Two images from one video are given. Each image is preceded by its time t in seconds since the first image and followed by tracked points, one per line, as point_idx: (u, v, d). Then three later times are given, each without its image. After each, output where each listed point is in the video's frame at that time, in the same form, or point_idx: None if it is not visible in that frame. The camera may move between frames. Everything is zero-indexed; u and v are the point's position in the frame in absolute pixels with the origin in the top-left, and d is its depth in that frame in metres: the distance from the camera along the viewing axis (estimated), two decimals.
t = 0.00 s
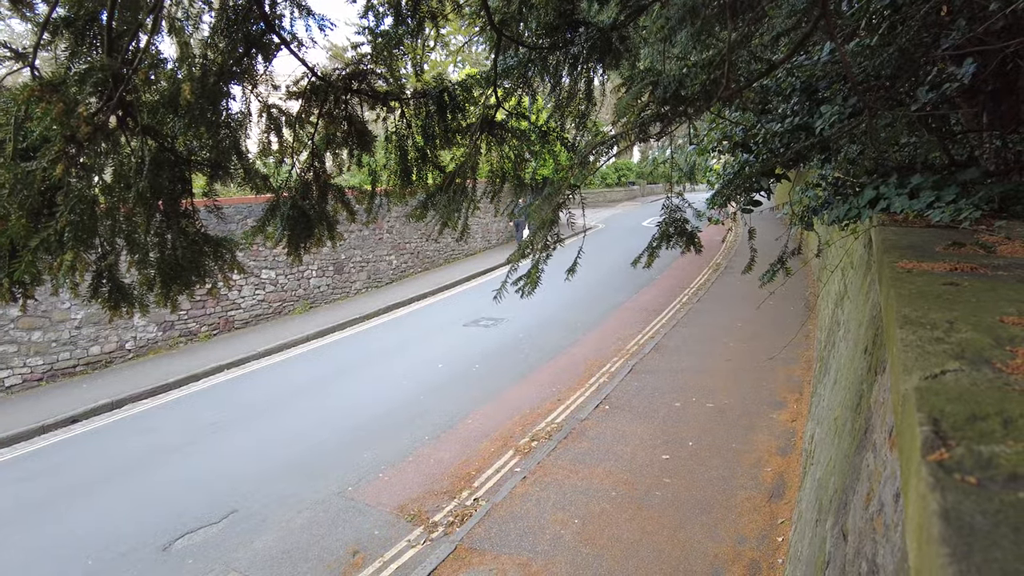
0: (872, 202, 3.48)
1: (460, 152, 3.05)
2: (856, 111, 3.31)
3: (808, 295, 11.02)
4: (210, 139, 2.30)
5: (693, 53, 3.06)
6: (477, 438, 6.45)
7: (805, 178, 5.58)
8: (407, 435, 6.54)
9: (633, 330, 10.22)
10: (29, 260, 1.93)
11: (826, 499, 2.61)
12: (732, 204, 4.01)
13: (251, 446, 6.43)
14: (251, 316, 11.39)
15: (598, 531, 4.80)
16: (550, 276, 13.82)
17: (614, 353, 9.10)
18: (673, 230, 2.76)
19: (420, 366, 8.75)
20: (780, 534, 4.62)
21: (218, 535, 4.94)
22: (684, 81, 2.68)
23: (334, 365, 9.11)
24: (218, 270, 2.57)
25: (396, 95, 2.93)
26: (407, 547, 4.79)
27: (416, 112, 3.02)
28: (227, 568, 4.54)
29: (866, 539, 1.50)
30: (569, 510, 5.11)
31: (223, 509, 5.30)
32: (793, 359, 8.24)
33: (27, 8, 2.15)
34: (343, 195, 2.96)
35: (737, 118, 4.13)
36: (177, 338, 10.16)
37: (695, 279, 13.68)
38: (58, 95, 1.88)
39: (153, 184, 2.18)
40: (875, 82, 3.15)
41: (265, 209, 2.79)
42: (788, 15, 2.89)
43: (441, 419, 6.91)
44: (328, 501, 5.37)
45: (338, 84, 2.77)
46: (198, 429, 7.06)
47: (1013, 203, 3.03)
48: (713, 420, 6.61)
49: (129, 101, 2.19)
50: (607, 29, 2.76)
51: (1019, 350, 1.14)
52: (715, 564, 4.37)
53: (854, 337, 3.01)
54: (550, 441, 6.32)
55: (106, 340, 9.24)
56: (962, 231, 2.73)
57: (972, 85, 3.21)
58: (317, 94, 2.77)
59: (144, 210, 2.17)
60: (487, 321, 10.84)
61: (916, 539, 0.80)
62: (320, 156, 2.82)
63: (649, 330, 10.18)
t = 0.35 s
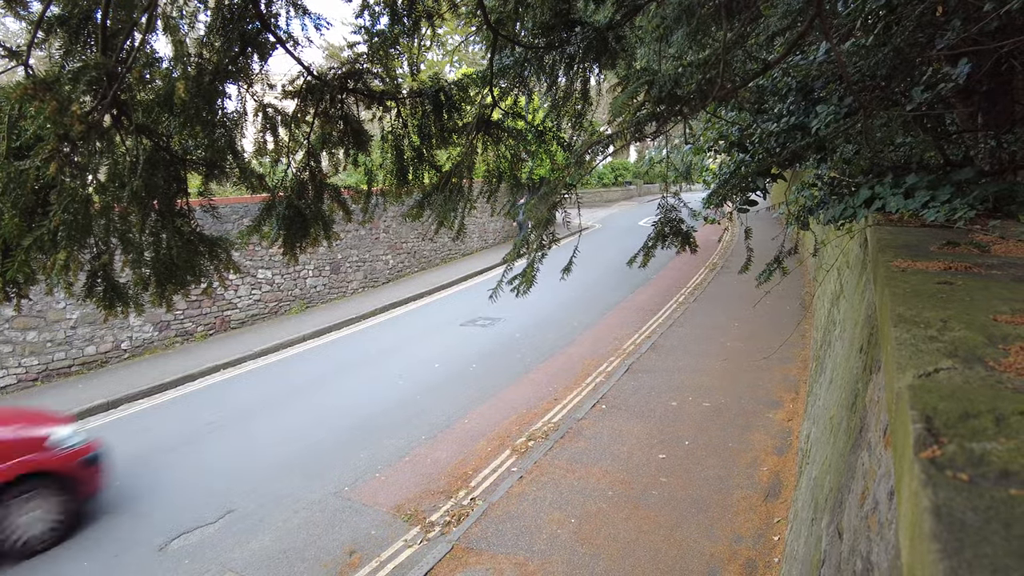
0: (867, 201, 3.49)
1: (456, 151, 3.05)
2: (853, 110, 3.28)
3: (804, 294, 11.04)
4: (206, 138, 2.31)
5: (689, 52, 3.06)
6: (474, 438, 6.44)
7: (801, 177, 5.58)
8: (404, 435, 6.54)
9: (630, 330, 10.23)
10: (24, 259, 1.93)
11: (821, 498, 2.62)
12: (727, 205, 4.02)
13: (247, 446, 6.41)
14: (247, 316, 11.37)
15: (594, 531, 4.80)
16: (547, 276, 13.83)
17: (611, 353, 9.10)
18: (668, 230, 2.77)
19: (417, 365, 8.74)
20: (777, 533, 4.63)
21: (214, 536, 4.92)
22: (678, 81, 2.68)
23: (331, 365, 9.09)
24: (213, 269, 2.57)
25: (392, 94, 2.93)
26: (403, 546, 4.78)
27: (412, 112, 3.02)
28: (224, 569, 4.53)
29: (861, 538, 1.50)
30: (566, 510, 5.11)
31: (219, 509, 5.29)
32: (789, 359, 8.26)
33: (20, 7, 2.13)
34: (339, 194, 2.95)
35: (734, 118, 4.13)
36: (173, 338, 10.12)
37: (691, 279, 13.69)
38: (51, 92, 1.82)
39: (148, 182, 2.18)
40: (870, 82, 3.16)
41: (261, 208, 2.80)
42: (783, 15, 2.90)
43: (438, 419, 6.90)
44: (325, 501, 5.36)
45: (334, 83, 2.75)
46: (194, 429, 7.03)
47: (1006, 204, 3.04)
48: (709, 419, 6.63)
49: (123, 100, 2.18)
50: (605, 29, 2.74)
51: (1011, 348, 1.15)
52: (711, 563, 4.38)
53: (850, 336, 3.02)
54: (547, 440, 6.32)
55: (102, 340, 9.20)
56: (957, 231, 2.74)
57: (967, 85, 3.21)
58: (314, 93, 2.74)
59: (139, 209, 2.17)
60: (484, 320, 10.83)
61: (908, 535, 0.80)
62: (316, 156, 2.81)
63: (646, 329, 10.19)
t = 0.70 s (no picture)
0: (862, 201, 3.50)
1: (452, 151, 3.05)
2: (847, 110, 3.35)
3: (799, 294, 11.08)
4: (201, 138, 2.30)
5: (685, 52, 3.07)
6: (471, 438, 6.44)
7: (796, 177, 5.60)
8: (400, 435, 6.53)
9: (627, 329, 10.23)
10: (16, 255, 1.90)
11: (816, 496, 2.63)
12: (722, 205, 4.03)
13: (243, 446, 6.39)
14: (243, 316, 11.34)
15: (591, 530, 4.80)
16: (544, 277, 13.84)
17: (607, 353, 9.11)
18: (663, 230, 2.78)
19: (414, 365, 8.72)
20: (773, 532, 4.64)
21: (210, 537, 4.91)
22: (673, 80, 2.69)
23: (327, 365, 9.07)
24: (208, 269, 2.56)
25: (387, 93, 2.93)
26: (400, 546, 4.77)
27: (408, 112, 3.02)
28: (220, 569, 4.51)
29: (855, 535, 1.50)
30: (563, 509, 5.11)
31: (216, 508, 5.28)
32: (785, 358, 8.28)
33: (15, 6, 2.13)
34: (335, 194, 2.95)
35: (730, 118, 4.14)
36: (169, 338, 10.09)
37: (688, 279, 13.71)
38: (45, 91, 1.86)
39: (142, 181, 2.19)
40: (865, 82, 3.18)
41: (256, 208, 2.80)
42: (776, 16, 2.92)
43: (434, 419, 6.90)
44: (322, 501, 5.35)
45: (329, 83, 2.76)
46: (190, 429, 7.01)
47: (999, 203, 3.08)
48: (706, 418, 6.64)
49: (118, 99, 2.17)
50: (600, 29, 2.74)
51: (1003, 345, 1.15)
52: (708, 562, 4.38)
53: (845, 335, 3.03)
54: (543, 440, 6.32)
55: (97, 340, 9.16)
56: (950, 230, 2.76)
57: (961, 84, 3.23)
58: (310, 92, 2.74)
59: (133, 208, 2.17)
60: (480, 321, 10.82)
61: (901, 531, 0.81)
62: (313, 155, 2.81)
63: (642, 329, 10.19)
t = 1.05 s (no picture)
0: (857, 201, 3.51)
1: (448, 151, 3.05)
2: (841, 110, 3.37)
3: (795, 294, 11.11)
4: (197, 138, 2.29)
5: (680, 52, 3.08)
6: (467, 438, 6.44)
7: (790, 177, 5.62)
8: (397, 435, 6.53)
9: (623, 329, 10.25)
10: (11, 252, 1.86)
11: (812, 496, 2.64)
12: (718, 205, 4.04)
13: (239, 446, 6.38)
14: (239, 316, 11.30)
15: (587, 530, 4.81)
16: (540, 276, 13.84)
17: (604, 352, 9.12)
18: (659, 230, 2.78)
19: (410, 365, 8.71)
20: (768, 531, 4.66)
21: (206, 537, 4.89)
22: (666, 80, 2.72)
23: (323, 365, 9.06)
24: (204, 269, 2.56)
25: (383, 93, 2.93)
26: (396, 546, 4.77)
27: (404, 111, 3.02)
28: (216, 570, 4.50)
29: (850, 534, 1.51)
30: (559, 509, 5.12)
31: (212, 509, 5.27)
32: (781, 357, 8.30)
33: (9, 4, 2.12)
34: (330, 193, 2.94)
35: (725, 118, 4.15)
36: (164, 338, 10.05)
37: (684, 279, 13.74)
38: (40, 90, 1.86)
39: (137, 181, 2.16)
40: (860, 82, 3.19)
41: (252, 208, 2.79)
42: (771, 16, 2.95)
43: (431, 419, 6.89)
44: (318, 502, 5.34)
45: (325, 83, 2.76)
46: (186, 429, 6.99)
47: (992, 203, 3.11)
48: (701, 418, 6.65)
49: (112, 99, 2.19)
50: (595, 29, 2.76)
51: (995, 345, 1.16)
52: (704, 562, 4.39)
53: (840, 335, 3.04)
54: (540, 440, 6.32)
55: (92, 340, 9.12)
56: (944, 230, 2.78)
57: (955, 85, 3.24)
58: (305, 91, 2.75)
59: (128, 208, 2.16)
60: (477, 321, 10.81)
61: (893, 528, 0.81)
62: (308, 154, 2.82)
63: (638, 329, 10.20)
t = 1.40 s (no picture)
0: (852, 201, 3.53)
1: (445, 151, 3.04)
2: (837, 110, 3.37)
3: (791, 293, 11.13)
4: (193, 137, 2.34)
5: (676, 53, 3.09)
6: (464, 438, 6.43)
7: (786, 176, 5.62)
8: (393, 435, 6.52)
9: (620, 329, 10.26)
10: (6, 251, 1.86)
11: (808, 495, 2.64)
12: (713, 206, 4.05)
13: (236, 446, 6.38)
14: (235, 316, 11.28)
15: (584, 529, 4.81)
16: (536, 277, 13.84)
17: (600, 352, 9.13)
18: (655, 229, 2.79)
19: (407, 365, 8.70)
20: (764, 530, 4.68)
21: (202, 538, 4.89)
22: (662, 81, 2.72)
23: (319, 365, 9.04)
24: (201, 269, 2.55)
25: (380, 92, 2.92)
26: (393, 546, 4.77)
27: (400, 111, 3.01)
28: (212, 570, 4.49)
29: (844, 533, 1.52)
30: (556, 509, 5.12)
31: (208, 509, 5.26)
32: (777, 357, 8.33)
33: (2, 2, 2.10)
34: (327, 192, 2.93)
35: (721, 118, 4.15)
36: (160, 338, 10.02)
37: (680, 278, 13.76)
38: (35, 90, 1.87)
39: (133, 181, 2.17)
40: (855, 82, 3.21)
41: (248, 207, 2.78)
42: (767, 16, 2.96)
43: (427, 419, 6.89)
44: (315, 502, 5.33)
45: (322, 82, 2.75)
46: (181, 429, 6.98)
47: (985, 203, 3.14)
48: (697, 418, 6.67)
49: (109, 98, 2.18)
50: (592, 29, 2.76)
51: (988, 344, 1.17)
52: (700, 561, 4.41)
53: (836, 335, 3.04)
54: (536, 440, 6.32)
55: (87, 340, 9.10)
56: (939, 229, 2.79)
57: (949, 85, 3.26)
58: (302, 91, 2.74)
59: (125, 208, 2.16)
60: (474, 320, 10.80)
61: (886, 525, 0.82)
62: (305, 153, 2.79)
63: (635, 329, 10.22)
